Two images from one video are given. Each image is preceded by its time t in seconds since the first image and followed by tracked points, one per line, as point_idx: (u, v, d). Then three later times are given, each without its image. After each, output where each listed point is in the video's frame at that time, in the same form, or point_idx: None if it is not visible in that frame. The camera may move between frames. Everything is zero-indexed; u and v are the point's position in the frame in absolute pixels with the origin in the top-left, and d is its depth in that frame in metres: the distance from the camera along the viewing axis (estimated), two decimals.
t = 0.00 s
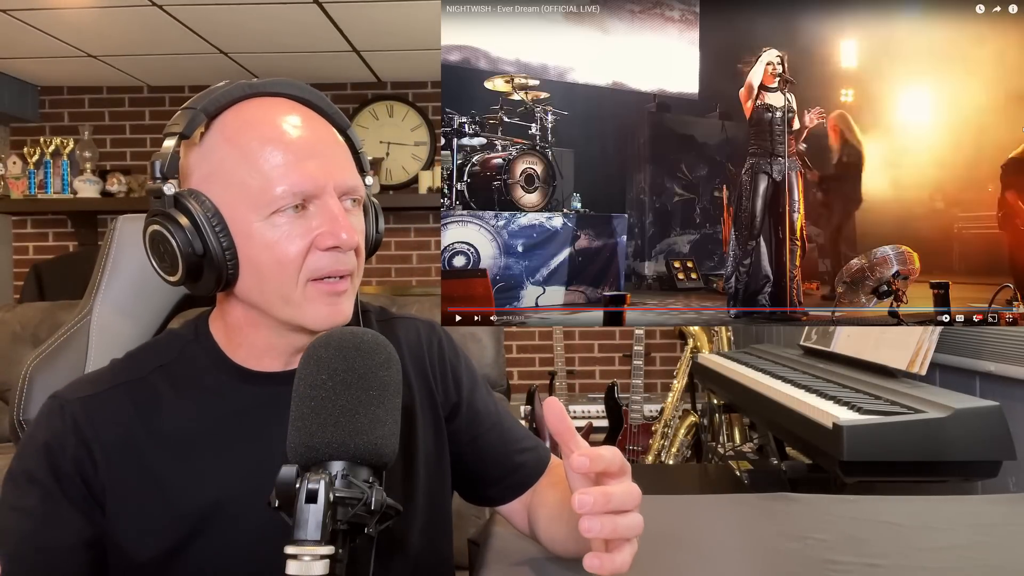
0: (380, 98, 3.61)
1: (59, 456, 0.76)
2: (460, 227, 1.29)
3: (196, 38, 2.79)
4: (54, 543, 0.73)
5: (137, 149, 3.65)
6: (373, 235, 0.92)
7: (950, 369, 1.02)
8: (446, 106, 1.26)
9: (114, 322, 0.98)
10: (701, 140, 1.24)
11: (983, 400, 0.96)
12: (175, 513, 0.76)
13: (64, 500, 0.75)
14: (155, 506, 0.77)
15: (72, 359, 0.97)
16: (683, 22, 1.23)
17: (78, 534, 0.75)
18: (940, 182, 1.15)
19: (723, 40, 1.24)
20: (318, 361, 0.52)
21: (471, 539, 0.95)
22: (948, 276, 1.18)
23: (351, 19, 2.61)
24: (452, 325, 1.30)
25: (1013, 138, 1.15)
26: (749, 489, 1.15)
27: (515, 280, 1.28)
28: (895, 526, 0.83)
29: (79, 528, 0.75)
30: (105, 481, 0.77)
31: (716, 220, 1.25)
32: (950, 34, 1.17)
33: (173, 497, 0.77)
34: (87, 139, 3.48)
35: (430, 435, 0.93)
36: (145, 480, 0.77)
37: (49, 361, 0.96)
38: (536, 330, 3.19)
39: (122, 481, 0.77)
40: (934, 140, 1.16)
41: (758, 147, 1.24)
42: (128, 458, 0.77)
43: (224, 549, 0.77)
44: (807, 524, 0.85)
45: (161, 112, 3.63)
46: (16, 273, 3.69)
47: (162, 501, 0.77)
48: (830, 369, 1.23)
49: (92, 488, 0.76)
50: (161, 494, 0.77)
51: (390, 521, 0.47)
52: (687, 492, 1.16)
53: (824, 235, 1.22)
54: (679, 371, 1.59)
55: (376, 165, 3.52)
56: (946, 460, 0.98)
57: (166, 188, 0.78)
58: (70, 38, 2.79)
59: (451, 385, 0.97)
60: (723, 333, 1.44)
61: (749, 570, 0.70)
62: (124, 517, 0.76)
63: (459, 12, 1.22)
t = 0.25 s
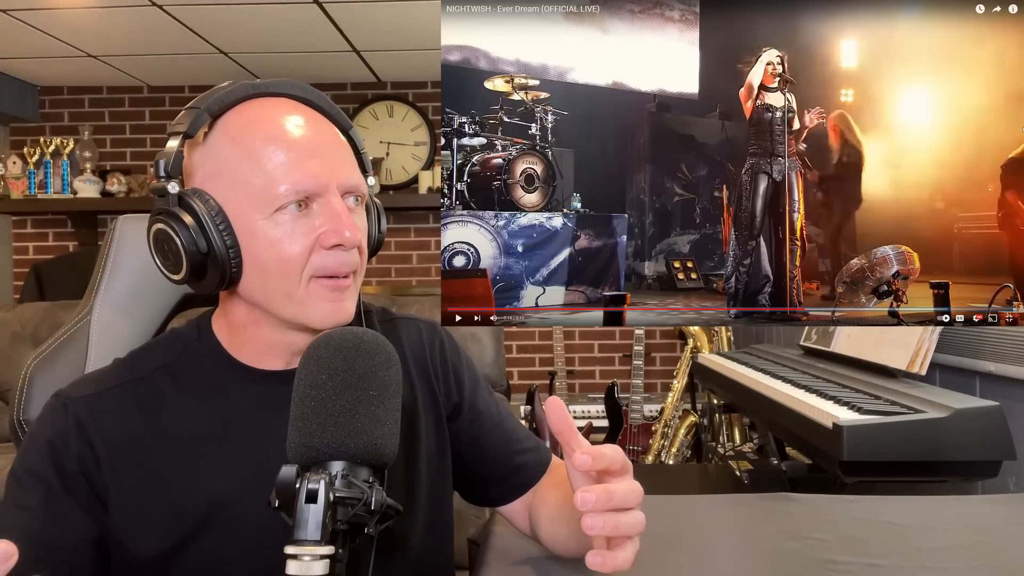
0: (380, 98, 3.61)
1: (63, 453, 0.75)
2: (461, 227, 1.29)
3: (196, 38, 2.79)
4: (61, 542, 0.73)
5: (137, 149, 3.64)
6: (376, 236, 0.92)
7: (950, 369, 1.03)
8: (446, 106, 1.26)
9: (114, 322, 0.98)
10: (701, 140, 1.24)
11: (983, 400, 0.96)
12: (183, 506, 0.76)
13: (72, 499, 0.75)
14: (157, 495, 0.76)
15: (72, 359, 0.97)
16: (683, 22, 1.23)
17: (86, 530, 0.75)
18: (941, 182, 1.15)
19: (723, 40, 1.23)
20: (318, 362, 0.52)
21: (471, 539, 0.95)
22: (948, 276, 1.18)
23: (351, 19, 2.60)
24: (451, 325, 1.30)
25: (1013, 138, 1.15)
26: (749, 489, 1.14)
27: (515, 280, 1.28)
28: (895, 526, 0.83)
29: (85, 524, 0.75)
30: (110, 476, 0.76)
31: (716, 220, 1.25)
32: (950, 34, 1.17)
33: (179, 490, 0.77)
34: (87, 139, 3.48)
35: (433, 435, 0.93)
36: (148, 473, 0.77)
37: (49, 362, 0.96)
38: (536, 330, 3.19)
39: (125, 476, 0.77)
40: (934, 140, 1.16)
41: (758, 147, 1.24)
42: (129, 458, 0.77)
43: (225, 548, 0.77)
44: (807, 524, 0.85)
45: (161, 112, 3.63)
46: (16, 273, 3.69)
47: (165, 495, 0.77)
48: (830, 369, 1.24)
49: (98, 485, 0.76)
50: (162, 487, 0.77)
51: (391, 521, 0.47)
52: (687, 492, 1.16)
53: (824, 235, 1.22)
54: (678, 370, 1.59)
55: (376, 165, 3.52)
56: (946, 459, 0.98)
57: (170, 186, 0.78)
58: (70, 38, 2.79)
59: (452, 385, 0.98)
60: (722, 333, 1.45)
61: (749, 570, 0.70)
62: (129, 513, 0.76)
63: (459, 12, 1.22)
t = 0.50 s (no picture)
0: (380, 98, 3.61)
1: (64, 453, 0.75)
2: (461, 227, 1.29)
3: (196, 38, 2.79)
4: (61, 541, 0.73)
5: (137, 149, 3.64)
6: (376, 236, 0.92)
7: (949, 369, 1.03)
8: (446, 106, 1.26)
9: (114, 323, 0.98)
10: (701, 141, 1.24)
11: (983, 400, 0.96)
12: (184, 505, 0.76)
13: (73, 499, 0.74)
14: (159, 494, 0.76)
15: (72, 359, 0.97)
16: (683, 22, 1.23)
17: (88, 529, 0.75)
18: (941, 182, 1.15)
19: (723, 40, 1.23)
20: (318, 362, 0.52)
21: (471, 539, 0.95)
22: (948, 276, 1.17)
23: (351, 19, 2.60)
24: (451, 325, 1.30)
25: (1013, 138, 1.15)
26: (749, 489, 1.15)
27: (515, 280, 1.28)
28: (895, 526, 0.83)
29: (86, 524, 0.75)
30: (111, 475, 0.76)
31: (716, 220, 1.25)
32: (950, 34, 1.17)
33: (181, 488, 0.77)
34: (87, 139, 3.48)
35: (434, 435, 0.93)
36: (149, 472, 0.77)
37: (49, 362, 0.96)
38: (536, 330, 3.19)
39: (126, 475, 0.76)
40: (934, 140, 1.16)
41: (758, 147, 1.24)
42: (128, 457, 0.77)
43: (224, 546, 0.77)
44: (807, 524, 0.85)
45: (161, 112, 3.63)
46: (16, 273, 3.69)
47: (167, 494, 0.76)
48: (830, 369, 1.24)
49: (99, 484, 0.76)
50: (164, 486, 0.77)
51: (390, 521, 0.47)
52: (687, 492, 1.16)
53: (824, 234, 1.22)
54: (678, 371, 1.58)
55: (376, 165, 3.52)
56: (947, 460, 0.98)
57: (169, 186, 0.78)
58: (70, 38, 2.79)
59: (453, 384, 0.98)
60: (723, 333, 1.45)
61: (749, 570, 0.70)
62: (131, 512, 0.76)
63: (459, 12, 1.22)
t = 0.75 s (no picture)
0: (380, 98, 3.61)
1: (64, 452, 0.75)
2: (460, 227, 1.29)
3: (196, 38, 2.79)
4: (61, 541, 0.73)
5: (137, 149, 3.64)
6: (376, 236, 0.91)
7: (949, 369, 1.03)
8: (446, 106, 1.26)
9: (114, 323, 0.98)
10: (701, 140, 1.24)
11: (983, 400, 0.96)
12: (184, 505, 0.76)
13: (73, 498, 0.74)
14: (158, 494, 0.76)
15: (71, 359, 0.97)
16: (683, 22, 1.23)
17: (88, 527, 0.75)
18: (940, 182, 1.15)
19: (723, 40, 1.23)
20: (318, 361, 0.52)
21: (472, 539, 0.95)
22: (948, 276, 1.17)
23: (351, 19, 2.60)
24: (451, 325, 1.30)
25: (1013, 138, 1.15)
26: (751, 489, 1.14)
27: (515, 280, 1.27)
28: (895, 526, 0.83)
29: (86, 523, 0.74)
30: (111, 475, 0.76)
31: (716, 220, 1.25)
32: (950, 34, 1.17)
33: (180, 488, 0.77)
34: (87, 139, 3.48)
35: (434, 434, 0.93)
36: (149, 471, 0.77)
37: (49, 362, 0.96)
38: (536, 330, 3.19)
39: (126, 474, 0.76)
40: (934, 140, 1.16)
41: (758, 147, 1.24)
42: (128, 457, 0.77)
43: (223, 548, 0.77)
44: (808, 524, 0.85)
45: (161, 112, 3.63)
46: (16, 272, 3.69)
47: (167, 493, 0.76)
48: (830, 369, 1.24)
49: (99, 484, 0.76)
50: (164, 485, 0.77)
51: (390, 521, 0.47)
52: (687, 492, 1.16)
53: (824, 235, 1.22)
54: (678, 370, 1.59)
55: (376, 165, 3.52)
56: (946, 459, 0.98)
57: (170, 183, 0.78)
58: (70, 38, 2.79)
59: (453, 383, 0.98)
60: (722, 333, 1.44)
61: (749, 570, 0.70)
62: (130, 511, 0.76)
63: (459, 12, 1.22)
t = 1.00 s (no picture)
0: (380, 98, 3.61)
1: (63, 452, 0.75)
2: (461, 227, 1.28)
3: (196, 38, 2.79)
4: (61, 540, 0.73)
5: (137, 149, 3.64)
6: (377, 238, 0.91)
7: (950, 369, 1.03)
8: (446, 106, 1.26)
9: (114, 322, 0.97)
10: (701, 140, 1.24)
11: (983, 400, 0.96)
12: (182, 505, 0.76)
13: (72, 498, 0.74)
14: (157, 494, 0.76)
15: (71, 359, 0.97)
16: (683, 22, 1.23)
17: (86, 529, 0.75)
18: (941, 182, 1.15)
19: (723, 40, 1.23)
20: (318, 361, 0.52)
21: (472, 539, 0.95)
22: (948, 276, 1.18)
23: (351, 19, 2.60)
24: (451, 325, 1.30)
25: (1013, 138, 1.14)
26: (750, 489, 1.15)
27: (515, 280, 1.27)
28: (895, 527, 0.83)
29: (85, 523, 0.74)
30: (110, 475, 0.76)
31: (716, 220, 1.25)
32: (950, 34, 1.17)
33: (179, 488, 0.76)
34: (87, 139, 3.48)
35: (434, 434, 0.92)
36: (147, 471, 0.77)
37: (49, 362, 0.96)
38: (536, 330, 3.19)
39: (125, 474, 0.76)
40: (934, 140, 1.16)
41: (758, 147, 1.24)
42: (127, 457, 0.77)
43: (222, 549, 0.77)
44: (808, 524, 0.85)
45: (161, 112, 3.63)
46: (16, 272, 3.69)
47: (166, 494, 0.76)
48: (830, 369, 1.24)
49: (98, 484, 0.76)
50: (163, 485, 0.76)
51: (390, 521, 0.47)
52: (687, 492, 1.17)
53: (824, 235, 1.22)
54: (679, 371, 1.61)
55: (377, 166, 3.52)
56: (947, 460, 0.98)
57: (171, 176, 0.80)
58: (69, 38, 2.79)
59: (453, 382, 0.98)
60: (722, 333, 1.45)
61: (748, 570, 0.70)
62: (130, 512, 0.76)
63: (459, 12, 1.22)
